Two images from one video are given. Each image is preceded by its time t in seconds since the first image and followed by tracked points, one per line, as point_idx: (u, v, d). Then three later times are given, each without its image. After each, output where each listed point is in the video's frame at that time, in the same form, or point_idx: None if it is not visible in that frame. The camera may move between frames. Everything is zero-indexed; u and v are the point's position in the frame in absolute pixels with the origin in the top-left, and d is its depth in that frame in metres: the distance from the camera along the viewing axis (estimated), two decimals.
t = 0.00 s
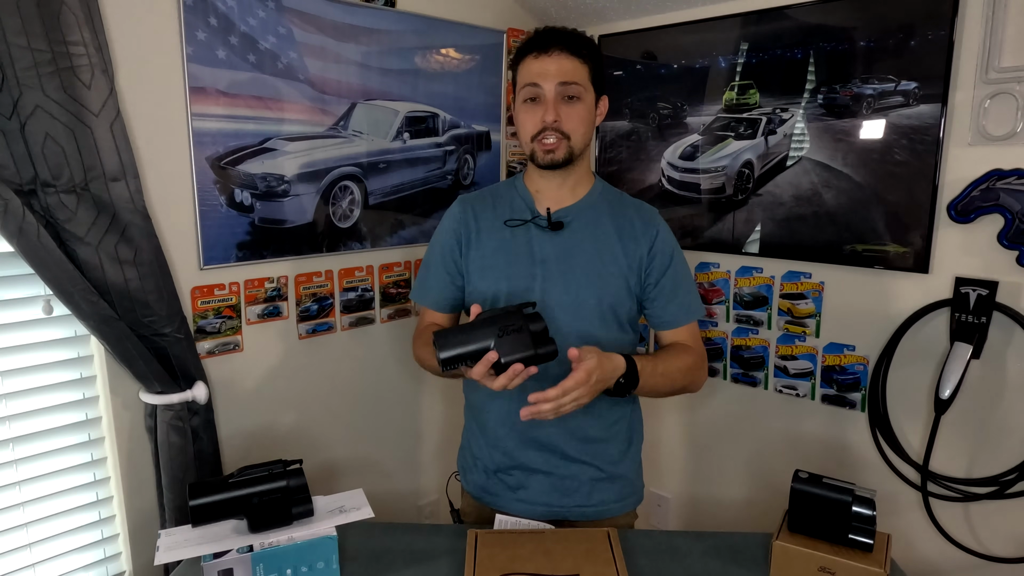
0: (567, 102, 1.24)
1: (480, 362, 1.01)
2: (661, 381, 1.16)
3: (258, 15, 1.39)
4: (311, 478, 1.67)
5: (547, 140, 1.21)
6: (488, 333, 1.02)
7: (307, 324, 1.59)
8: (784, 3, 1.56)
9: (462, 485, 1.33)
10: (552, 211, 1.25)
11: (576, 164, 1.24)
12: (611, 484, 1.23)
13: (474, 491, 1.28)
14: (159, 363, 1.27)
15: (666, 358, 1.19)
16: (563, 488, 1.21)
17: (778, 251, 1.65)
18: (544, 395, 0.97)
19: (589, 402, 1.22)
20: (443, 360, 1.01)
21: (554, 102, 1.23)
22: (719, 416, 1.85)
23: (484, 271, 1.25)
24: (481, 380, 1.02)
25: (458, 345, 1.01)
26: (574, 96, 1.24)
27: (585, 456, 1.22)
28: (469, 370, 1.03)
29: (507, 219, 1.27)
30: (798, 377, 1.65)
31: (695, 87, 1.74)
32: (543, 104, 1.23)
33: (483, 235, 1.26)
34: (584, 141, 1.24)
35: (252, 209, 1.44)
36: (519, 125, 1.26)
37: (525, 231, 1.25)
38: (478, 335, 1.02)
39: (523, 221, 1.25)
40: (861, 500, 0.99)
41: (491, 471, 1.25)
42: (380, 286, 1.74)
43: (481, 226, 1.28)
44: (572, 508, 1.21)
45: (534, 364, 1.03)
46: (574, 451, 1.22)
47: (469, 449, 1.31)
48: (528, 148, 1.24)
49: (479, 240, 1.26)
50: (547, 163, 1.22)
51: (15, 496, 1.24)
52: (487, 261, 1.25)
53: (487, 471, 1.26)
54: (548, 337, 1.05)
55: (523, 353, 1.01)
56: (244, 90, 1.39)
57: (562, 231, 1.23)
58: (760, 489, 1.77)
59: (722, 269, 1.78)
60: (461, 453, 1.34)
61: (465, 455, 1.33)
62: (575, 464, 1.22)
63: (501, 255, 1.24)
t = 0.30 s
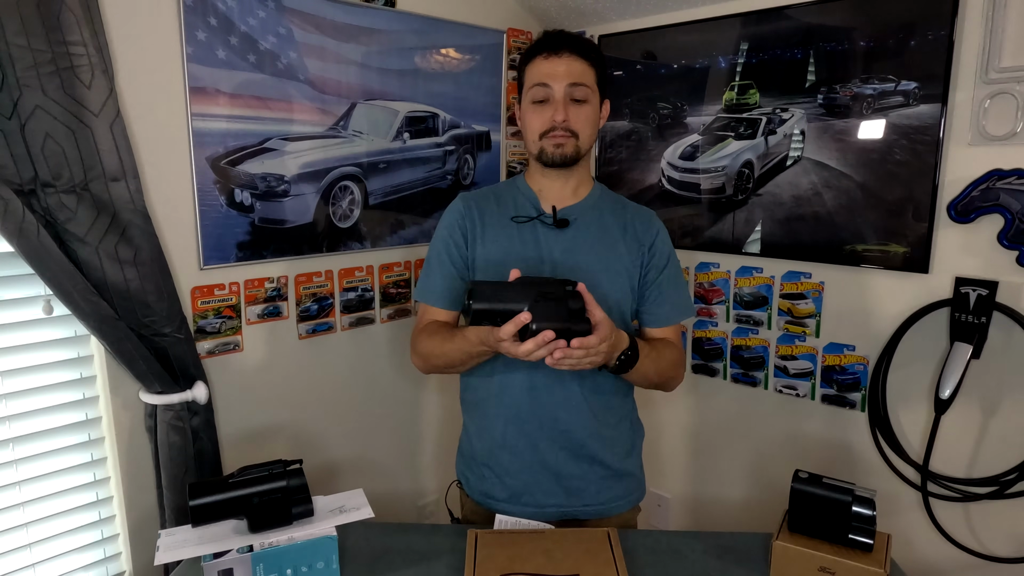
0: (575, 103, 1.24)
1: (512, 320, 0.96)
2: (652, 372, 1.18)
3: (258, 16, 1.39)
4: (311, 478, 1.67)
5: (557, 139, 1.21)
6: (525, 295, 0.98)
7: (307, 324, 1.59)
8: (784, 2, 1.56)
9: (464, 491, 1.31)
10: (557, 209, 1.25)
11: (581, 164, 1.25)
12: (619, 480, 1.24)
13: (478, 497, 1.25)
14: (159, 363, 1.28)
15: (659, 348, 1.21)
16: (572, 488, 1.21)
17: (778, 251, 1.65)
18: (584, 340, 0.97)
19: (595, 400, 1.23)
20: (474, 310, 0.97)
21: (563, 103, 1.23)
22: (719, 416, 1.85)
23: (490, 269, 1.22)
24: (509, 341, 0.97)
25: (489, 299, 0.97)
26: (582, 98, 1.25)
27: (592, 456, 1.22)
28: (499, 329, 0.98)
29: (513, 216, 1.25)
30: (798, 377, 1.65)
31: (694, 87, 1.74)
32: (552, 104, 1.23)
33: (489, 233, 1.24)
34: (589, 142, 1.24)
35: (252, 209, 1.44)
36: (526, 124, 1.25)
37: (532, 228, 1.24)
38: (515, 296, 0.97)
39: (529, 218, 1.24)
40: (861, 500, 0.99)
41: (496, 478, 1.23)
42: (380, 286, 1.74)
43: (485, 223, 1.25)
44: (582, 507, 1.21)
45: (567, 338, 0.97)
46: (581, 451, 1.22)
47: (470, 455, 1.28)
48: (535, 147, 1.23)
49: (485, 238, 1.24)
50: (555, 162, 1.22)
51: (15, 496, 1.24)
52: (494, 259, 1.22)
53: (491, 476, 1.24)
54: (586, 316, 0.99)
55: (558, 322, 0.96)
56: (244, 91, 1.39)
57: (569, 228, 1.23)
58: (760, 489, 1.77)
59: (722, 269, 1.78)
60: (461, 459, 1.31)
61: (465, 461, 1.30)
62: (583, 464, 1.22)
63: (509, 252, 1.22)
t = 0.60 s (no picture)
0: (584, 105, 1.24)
1: (552, 350, 0.94)
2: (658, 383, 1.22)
3: (258, 16, 1.39)
4: (311, 478, 1.67)
5: (564, 142, 1.21)
6: (567, 328, 0.96)
7: (307, 324, 1.59)
8: (784, 3, 1.56)
9: (465, 492, 1.31)
10: (559, 212, 1.25)
11: (585, 166, 1.25)
12: (619, 480, 1.23)
13: (480, 499, 1.25)
14: (159, 363, 1.28)
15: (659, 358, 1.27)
16: (573, 488, 1.21)
17: (778, 251, 1.65)
18: (592, 394, 1.02)
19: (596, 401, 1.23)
20: (519, 331, 0.94)
21: (574, 106, 1.22)
22: (719, 416, 1.85)
23: (491, 272, 1.22)
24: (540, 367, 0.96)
25: (537, 324, 0.94)
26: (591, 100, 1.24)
27: (593, 455, 1.22)
28: (536, 354, 0.96)
29: (513, 219, 1.24)
30: (798, 377, 1.65)
31: (695, 87, 1.74)
32: (562, 106, 1.23)
33: (489, 237, 1.23)
34: (596, 145, 1.25)
35: (251, 209, 1.44)
36: (533, 123, 1.24)
37: (533, 232, 1.23)
38: (558, 326, 0.96)
39: (530, 222, 1.24)
40: (861, 500, 0.99)
41: (498, 478, 1.23)
42: (380, 286, 1.74)
43: (485, 226, 1.24)
44: (583, 507, 1.21)
45: (595, 378, 0.98)
46: (582, 450, 1.22)
47: (471, 456, 1.28)
48: (542, 148, 1.23)
49: (485, 242, 1.23)
50: (562, 164, 1.22)
51: (15, 496, 1.24)
52: (495, 263, 1.22)
53: (492, 477, 1.23)
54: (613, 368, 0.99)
55: (593, 362, 0.96)
56: (244, 91, 1.39)
57: (570, 232, 1.23)
58: (760, 489, 1.77)
59: (722, 269, 1.78)
60: (462, 461, 1.31)
61: (466, 463, 1.30)
62: (585, 463, 1.22)
63: (509, 257, 1.22)
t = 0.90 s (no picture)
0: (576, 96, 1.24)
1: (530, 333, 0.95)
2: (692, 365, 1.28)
3: (258, 15, 1.39)
4: (311, 478, 1.67)
5: (556, 132, 1.21)
6: (535, 308, 0.99)
7: (307, 324, 1.59)
8: (784, 3, 1.56)
9: (464, 489, 1.32)
10: (558, 215, 1.25)
11: (580, 159, 1.24)
12: (618, 480, 1.23)
13: (478, 496, 1.26)
14: (159, 363, 1.28)
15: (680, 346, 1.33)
16: (570, 487, 1.20)
17: (778, 251, 1.65)
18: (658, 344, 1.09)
19: (593, 400, 1.23)
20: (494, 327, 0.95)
21: (564, 95, 1.23)
22: (718, 416, 1.85)
23: (490, 273, 1.22)
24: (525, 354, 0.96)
25: (505, 313, 0.96)
26: (584, 91, 1.25)
27: (592, 454, 1.22)
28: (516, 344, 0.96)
29: (512, 221, 1.24)
30: (798, 377, 1.65)
31: (695, 87, 1.74)
32: (553, 96, 1.24)
33: (488, 239, 1.23)
34: (591, 138, 1.24)
35: (252, 209, 1.44)
36: (526, 116, 1.25)
37: (532, 234, 1.23)
38: (526, 308, 0.98)
39: (529, 224, 1.24)
40: (861, 500, 0.99)
41: (497, 477, 1.23)
42: (380, 286, 1.74)
43: (484, 228, 1.24)
44: (581, 507, 1.21)
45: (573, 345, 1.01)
46: (581, 450, 1.21)
47: (470, 454, 1.29)
48: (534, 140, 1.23)
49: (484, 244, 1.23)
50: (553, 155, 1.20)
51: (15, 496, 1.24)
52: (494, 265, 1.22)
53: (490, 475, 1.24)
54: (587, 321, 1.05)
55: (568, 330, 0.99)
56: (244, 91, 1.39)
57: (569, 234, 1.23)
58: (760, 489, 1.77)
59: (722, 269, 1.78)
60: (462, 458, 1.32)
61: (466, 461, 1.30)
62: (583, 463, 1.21)
63: (508, 259, 1.22)
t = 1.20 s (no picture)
0: (575, 99, 1.24)
1: (464, 355, 0.99)
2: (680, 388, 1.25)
3: (258, 15, 1.39)
4: (311, 479, 1.67)
5: (555, 138, 1.21)
6: (470, 324, 1.00)
7: (307, 324, 1.59)
8: (784, 3, 1.56)
9: (467, 485, 1.32)
10: (556, 216, 1.24)
11: (581, 163, 1.24)
12: (619, 481, 1.23)
13: (480, 494, 1.27)
14: (159, 363, 1.28)
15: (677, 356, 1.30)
16: (571, 487, 1.20)
17: (778, 251, 1.65)
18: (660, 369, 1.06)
19: (595, 401, 1.22)
20: (425, 356, 0.99)
21: (563, 100, 1.23)
22: (719, 416, 1.85)
23: (489, 276, 1.23)
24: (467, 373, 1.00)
25: (434, 340, 0.99)
26: (582, 94, 1.24)
27: (593, 454, 1.21)
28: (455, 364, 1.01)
29: (512, 222, 1.25)
30: (798, 377, 1.65)
31: (695, 87, 1.74)
32: (551, 101, 1.23)
33: (487, 241, 1.24)
34: (591, 141, 1.24)
35: (252, 209, 1.44)
36: (526, 122, 1.25)
37: (530, 236, 1.23)
38: (461, 327, 0.99)
39: (527, 225, 1.24)
40: (861, 500, 0.99)
41: (498, 474, 1.24)
42: (380, 286, 1.74)
43: (484, 230, 1.25)
44: (581, 507, 1.20)
45: (522, 353, 1.00)
46: (581, 449, 1.21)
47: (473, 451, 1.30)
48: (534, 146, 1.23)
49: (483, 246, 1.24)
50: (554, 162, 1.21)
51: (15, 495, 1.24)
52: (493, 267, 1.23)
53: (492, 473, 1.25)
54: (534, 323, 1.01)
55: (509, 342, 0.99)
56: (244, 91, 1.39)
57: (568, 234, 1.23)
58: (760, 488, 1.77)
59: (722, 269, 1.78)
60: (465, 455, 1.33)
61: (469, 458, 1.31)
62: (584, 464, 1.21)
63: (507, 261, 1.22)
